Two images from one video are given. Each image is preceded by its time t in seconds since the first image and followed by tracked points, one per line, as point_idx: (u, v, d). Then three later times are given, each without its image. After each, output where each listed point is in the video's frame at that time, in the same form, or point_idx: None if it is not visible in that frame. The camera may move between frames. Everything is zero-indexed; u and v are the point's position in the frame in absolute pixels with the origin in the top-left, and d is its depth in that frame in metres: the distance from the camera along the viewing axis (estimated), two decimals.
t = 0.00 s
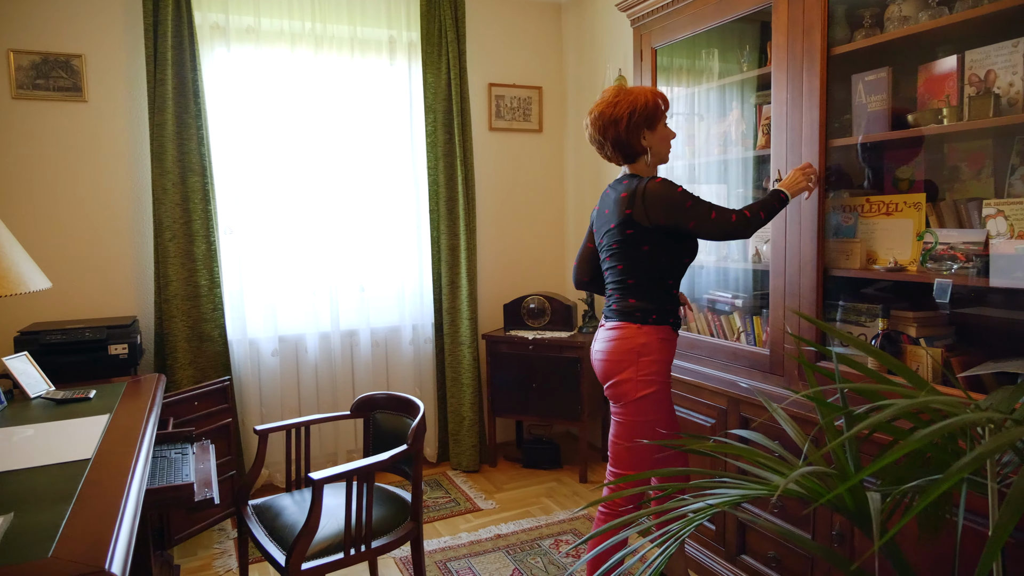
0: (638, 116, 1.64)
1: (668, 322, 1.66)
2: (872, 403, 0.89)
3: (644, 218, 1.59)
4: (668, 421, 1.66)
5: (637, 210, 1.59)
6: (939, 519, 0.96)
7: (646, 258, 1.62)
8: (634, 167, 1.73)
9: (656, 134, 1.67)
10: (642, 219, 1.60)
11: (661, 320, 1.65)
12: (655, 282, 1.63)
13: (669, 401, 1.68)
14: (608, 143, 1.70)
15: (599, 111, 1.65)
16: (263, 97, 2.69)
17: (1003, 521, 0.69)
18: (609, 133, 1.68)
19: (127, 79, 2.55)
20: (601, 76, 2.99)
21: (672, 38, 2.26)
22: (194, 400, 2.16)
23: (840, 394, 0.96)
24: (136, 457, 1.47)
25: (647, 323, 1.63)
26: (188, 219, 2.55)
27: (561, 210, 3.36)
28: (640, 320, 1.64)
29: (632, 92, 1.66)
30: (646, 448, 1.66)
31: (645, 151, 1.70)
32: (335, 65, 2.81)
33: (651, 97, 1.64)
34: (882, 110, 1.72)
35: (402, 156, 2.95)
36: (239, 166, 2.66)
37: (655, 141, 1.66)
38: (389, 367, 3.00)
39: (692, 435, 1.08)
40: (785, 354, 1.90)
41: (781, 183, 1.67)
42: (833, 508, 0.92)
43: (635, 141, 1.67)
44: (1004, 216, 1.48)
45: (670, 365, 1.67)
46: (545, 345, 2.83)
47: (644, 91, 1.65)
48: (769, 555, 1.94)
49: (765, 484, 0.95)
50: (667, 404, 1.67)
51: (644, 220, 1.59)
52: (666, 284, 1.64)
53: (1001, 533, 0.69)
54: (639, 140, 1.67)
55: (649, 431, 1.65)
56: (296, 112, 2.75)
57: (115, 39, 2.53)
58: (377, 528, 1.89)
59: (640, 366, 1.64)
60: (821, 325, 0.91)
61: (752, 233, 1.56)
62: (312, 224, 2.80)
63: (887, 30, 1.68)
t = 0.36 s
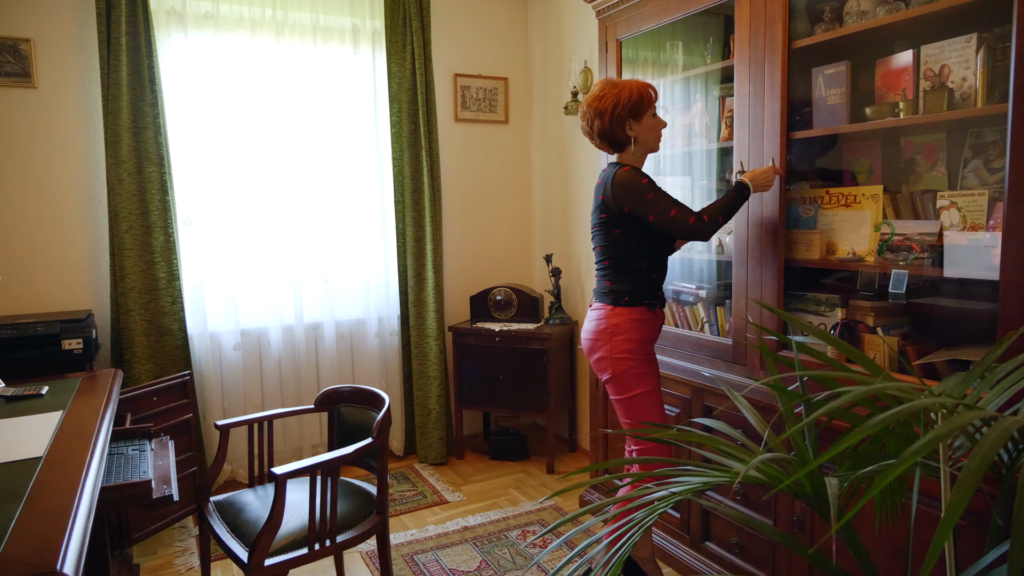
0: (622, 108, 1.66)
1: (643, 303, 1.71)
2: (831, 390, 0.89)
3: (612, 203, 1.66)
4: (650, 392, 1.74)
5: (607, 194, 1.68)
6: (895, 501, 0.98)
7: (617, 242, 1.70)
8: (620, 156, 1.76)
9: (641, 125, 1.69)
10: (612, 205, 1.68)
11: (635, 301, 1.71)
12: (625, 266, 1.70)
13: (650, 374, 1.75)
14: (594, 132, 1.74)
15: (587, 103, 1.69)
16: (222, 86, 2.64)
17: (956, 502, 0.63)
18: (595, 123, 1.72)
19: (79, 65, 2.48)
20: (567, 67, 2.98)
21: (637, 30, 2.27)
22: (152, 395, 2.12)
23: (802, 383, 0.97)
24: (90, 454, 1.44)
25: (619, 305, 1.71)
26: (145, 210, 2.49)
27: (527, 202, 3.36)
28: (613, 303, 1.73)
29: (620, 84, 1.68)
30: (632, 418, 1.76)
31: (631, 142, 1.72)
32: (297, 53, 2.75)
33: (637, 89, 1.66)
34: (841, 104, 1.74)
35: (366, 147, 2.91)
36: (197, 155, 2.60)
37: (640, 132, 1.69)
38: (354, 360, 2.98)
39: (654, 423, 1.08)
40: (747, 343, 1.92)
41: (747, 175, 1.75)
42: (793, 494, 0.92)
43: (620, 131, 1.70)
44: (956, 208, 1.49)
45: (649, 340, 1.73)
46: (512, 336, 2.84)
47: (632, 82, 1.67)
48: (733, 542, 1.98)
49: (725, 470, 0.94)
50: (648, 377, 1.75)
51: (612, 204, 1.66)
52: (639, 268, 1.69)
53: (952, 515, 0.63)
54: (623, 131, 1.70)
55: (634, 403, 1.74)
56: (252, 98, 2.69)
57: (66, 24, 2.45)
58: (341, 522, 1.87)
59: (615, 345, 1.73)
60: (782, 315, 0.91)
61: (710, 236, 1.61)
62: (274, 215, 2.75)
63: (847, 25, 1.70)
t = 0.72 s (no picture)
0: (598, 110, 1.67)
1: (621, 299, 1.71)
2: (804, 386, 0.89)
3: (590, 200, 1.67)
4: (625, 388, 1.73)
5: (585, 190, 1.69)
6: (869, 496, 0.98)
7: (595, 238, 1.70)
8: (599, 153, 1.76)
9: (619, 126, 1.69)
10: (589, 201, 1.69)
11: (613, 297, 1.70)
12: (603, 263, 1.70)
13: (627, 369, 1.74)
14: (574, 131, 1.76)
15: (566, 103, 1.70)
16: (195, 83, 2.60)
17: (924, 496, 0.62)
18: (573, 123, 1.73)
19: (47, 61, 2.44)
20: (545, 66, 2.98)
21: (613, 28, 2.28)
22: (123, 397, 2.08)
23: (774, 380, 0.97)
24: (57, 456, 1.41)
25: (597, 300, 1.71)
26: (116, 208, 2.45)
27: (506, 201, 3.36)
28: (592, 297, 1.73)
29: (599, 85, 1.67)
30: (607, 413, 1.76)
31: (609, 142, 1.72)
32: (271, 50, 2.72)
33: (614, 90, 1.65)
34: (814, 102, 1.76)
35: (342, 145, 2.89)
36: (169, 153, 2.57)
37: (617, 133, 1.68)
38: (331, 360, 2.96)
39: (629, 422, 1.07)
40: (723, 341, 1.93)
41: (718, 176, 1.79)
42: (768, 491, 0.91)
43: (598, 132, 1.71)
44: (928, 205, 1.51)
45: (628, 335, 1.73)
46: (490, 335, 2.83)
47: (609, 83, 1.66)
48: (710, 538, 1.98)
49: (701, 467, 0.93)
50: (625, 372, 1.74)
51: (589, 201, 1.67)
52: (618, 264, 1.69)
53: (922, 508, 0.62)
54: (599, 131, 1.70)
55: (610, 398, 1.74)
56: (225, 95, 2.66)
57: (33, 18, 2.41)
58: (317, 524, 1.85)
59: (592, 340, 1.73)
60: (756, 312, 0.91)
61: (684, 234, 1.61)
62: (249, 214, 2.73)
63: (820, 24, 1.72)
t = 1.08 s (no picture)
0: (588, 112, 1.67)
1: (615, 295, 1.71)
2: (785, 383, 0.89)
3: (586, 195, 1.66)
4: (617, 384, 1.73)
5: (581, 185, 1.68)
6: (849, 491, 0.99)
7: (591, 235, 1.70)
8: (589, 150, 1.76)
9: (610, 126, 1.69)
10: (586, 196, 1.68)
11: (608, 293, 1.71)
12: (599, 259, 1.70)
13: (620, 366, 1.74)
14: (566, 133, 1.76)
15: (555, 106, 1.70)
16: (175, 78, 2.57)
17: (903, 491, 0.62)
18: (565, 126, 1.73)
19: (22, 56, 2.41)
20: (529, 63, 2.98)
21: (597, 26, 2.28)
22: (102, 396, 2.06)
23: (756, 376, 0.97)
24: (33, 455, 1.40)
25: (591, 296, 1.71)
26: (95, 204, 2.42)
27: (490, 198, 3.35)
28: (586, 294, 1.73)
29: (587, 87, 1.66)
30: (599, 409, 1.77)
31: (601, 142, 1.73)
32: (253, 45, 2.70)
33: (602, 91, 1.64)
34: (796, 101, 1.77)
35: (325, 141, 2.87)
36: (149, 148, 2.54)
37: (609, 133, 1.68)
38: (314, 357, 2.94)
39: (614, 417, 1.06)
40: (705, 338, 1.94)
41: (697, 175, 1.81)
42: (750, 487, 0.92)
43: (589, 134, 1.71)
44: (907, 203, 1.52)
45: (621, 332, 1.73)
46: (474, 333, 2.83)
47: (597, 83, 1.65)
48: (693, 534, 2.00)
49: (683, 463, 0.93)
50: (618, 369, 1.74)
51: (585, 197, 1.67)
52: (613, 261, 1.69)
53: (901, 503, 0.62)
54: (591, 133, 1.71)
55: (602, 394, 1.74)
56: (205, 90, 2.63)
57: (8, 12, 2.38)
58: (300, 522, 1.83)
59: (586, 336, 1.73)
60: (738, 308, 0.91)
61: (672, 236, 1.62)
62: (230, 210, 2.70)
63: (802, 23, 1.73)
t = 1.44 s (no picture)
0: (592, 106, 1.65)
1: (622, 300, 1.70)
2: (778, 383, 0.90)
3: (584, 198, 1.67)
4: (623, 389, 1.72)
5: (579, 188, 1.68)
6: (842, 491, 0.99)
7: (594, 238, 1.70)
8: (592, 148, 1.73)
9: (613, 122, 1.68)
10: (585, 200, 1.68)
11: (614, 297, 1.69)
12: (602, 262, 1.69)
13: (626, 373, 1.73)
14: (567, 130, 1.73)
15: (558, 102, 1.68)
16: (167, 74, 2.56)
17: (897, 493, 0.61)
18: (568, 123, 1.71)
19: (13, 51, 2.39)
20: (525, 62, 2.97)
21: (592, 25, 2.28)
22: (93, 394, 2.04)
23: (750, 376, 0.96)
24: (23, 454, 1.39)
25: (598, 301, 1.70)
26: (86, 201, 2.41)
27: (484, 198, 3.35)
28: (592, 298, 1.72)
29: (590, 81, 1.65)
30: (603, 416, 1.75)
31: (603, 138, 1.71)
32: (246, 42, 2.69)
33: (607, 84, 1.63)
34: (790, 102, 1.77)
35: (318, 139, 2.86)
36: (141, 145, 2.52)
37: (613, 128, 1.67)
38: (307, 356, 2.93)
39: (609, 417, 1.06)
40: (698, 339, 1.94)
41: (683, 178, 1.78)
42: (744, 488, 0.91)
43: (593, 130, 1.69)
44: (900, 205, 1.52)
45: (627, 336, 1.72)
46: (468, 332, 2.82)
47: (600, 78, 1.64)
48: (686, 534, 1.99)
49: (676, 463, 0.93)
50: (624, 375, 1.73)
51: (584, 200, 1.67)
52: (617, 263, 1.69)
53: (895, 504, 0.61)
54: (594, 128, 1.69)
55: (607, 400, 1.73)
56: (198, 87, 2.62)
57: None
58: (292, 522, 1.83)
59: (592, 341, 1.71)
60: (732, 309, 0.90)
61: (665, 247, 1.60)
62: (223, 208, 2.69)
63: (797, 24, 1.73)
